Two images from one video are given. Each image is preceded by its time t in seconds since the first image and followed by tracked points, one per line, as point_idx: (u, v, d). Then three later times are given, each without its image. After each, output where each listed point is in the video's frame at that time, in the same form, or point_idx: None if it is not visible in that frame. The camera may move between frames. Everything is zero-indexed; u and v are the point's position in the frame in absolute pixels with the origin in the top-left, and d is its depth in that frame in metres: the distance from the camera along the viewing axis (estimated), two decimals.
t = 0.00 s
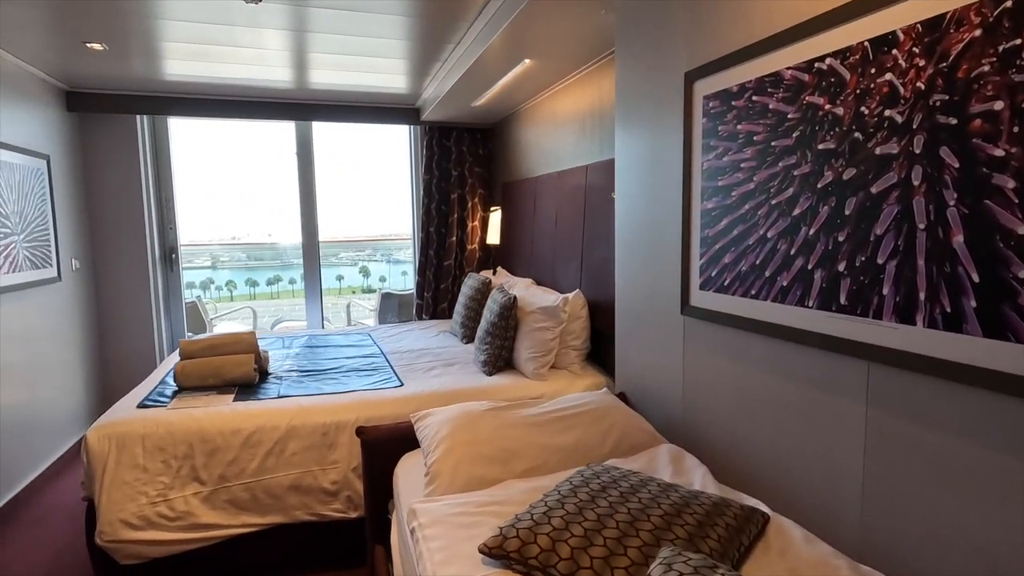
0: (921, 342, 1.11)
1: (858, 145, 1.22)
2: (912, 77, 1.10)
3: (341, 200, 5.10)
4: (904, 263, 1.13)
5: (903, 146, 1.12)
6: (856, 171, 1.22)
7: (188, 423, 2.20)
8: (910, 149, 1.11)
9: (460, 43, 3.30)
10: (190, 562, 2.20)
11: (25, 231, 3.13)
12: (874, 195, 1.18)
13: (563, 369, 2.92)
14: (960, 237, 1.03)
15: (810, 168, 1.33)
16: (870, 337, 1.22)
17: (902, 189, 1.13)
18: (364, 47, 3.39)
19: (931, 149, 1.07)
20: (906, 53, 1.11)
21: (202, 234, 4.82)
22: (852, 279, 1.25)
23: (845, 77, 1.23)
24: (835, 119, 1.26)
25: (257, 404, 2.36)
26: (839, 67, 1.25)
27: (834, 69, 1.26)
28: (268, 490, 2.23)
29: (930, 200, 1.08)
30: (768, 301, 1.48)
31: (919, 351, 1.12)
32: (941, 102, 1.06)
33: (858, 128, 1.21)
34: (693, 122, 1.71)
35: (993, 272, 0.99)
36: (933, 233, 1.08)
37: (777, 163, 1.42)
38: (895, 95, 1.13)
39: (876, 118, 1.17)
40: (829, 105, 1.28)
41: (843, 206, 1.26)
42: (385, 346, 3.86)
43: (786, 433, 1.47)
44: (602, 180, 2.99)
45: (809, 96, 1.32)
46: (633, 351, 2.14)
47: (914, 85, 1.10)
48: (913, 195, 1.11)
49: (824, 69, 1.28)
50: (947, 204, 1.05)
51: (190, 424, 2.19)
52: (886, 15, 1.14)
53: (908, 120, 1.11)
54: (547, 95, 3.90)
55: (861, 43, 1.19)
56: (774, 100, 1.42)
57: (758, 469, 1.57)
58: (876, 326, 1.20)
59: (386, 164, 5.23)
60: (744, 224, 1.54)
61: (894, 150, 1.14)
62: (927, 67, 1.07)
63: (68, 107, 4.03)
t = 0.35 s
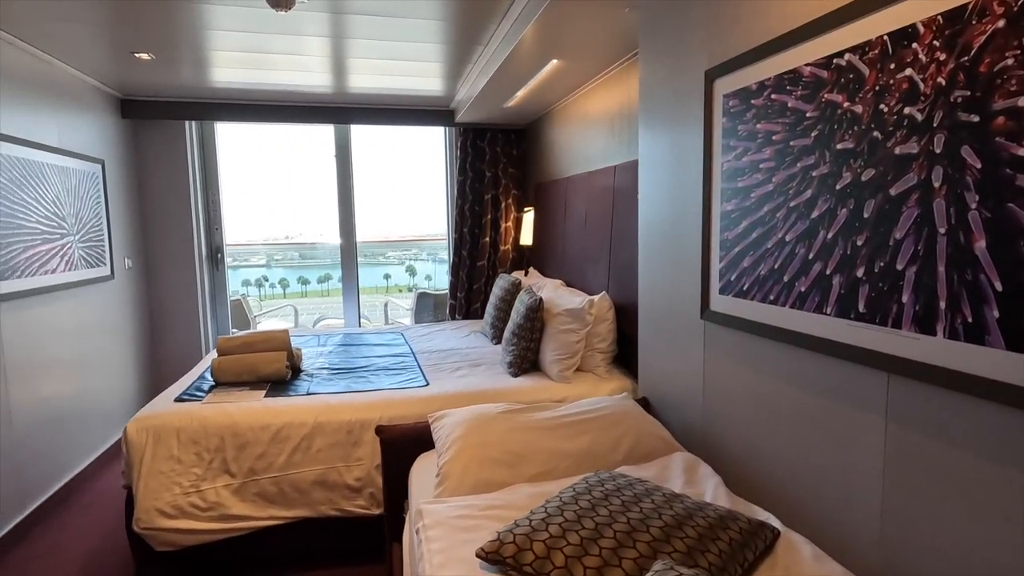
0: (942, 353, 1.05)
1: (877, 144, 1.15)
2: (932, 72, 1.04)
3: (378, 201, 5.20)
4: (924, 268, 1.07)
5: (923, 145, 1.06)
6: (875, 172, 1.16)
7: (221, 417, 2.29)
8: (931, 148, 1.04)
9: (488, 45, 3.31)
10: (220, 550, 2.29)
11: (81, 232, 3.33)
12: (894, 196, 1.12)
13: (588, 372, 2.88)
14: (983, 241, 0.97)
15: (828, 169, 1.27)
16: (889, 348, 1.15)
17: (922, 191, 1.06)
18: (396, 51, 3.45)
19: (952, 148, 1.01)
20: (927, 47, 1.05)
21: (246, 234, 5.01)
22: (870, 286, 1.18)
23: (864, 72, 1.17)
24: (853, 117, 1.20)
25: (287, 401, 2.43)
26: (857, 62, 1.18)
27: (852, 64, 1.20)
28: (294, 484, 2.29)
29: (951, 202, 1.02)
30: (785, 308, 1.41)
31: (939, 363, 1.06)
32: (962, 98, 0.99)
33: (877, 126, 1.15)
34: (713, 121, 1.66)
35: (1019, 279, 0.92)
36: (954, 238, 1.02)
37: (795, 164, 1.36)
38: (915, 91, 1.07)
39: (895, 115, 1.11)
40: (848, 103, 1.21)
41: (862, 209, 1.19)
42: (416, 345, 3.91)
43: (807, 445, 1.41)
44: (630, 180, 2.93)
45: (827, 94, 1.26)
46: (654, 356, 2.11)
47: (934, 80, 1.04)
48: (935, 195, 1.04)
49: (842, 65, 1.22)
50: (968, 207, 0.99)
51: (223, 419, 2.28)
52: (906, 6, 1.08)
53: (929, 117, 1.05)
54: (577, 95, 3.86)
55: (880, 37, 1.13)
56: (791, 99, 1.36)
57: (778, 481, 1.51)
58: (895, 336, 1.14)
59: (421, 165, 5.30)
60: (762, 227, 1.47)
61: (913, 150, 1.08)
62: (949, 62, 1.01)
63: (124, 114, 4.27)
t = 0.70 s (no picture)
0: (985, 357, 0.98)
1: (914, 133, 1.09)
2: (975, 53, 0.97)
3: (415, 202, 5.29)
4: (965, 265, 1.00)
5: (964, 133, 0.99)
6: (912, 162, 1.09)
7: (258, 410, 2.38)
8: (972, 136, 0.98)
9: (520, 45, 3.31)
10: (257, 537, 2.39)
11: (139, 232, 3.54)
12: (932, 188, 1.05)
13: (618, 372, 2.84)
14: None
15: (862, 160, 1.20)
16: (924, 351, 1.09)
17: (964, 182, 1.00)
18: (430, 53, 3.49)
19: (997, 136, 0.94)
20: (969, 26, 0.98)
21: (291, 234, 5.20)
22: (907, 286, 1.11)
23: (901, 56, 1.11)
24: (889, 104, 1.13)
25: (321, 395, 2.51)
26: (893, 46, 1.12)
27: (888, 47, 1.13)
28: (327, 476, 2.36)
29: (995, 194, 0.94)
30: (817, 307, 1.36)
31: (979, 369, 0.99)
32: (1008, 80, 0.92)
33: (915, 112, 1.08)
34: (743, 114, 1.60)
35: None
36: (998, 233, 0.94)
37: (827, 156, 1.30)
38: (957, 74, 1.00)
39: (935, 100, 1.04)
40: (883, 90, 1.15)
41: (898, 203, 1.13)
42: (450, 342, 3.96)
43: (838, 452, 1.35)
44: (662, 178, 2.87)
45: (861, 81, 1.20)
46: (683, 357, 2.06)
47: (978, 61, 0.97)
48: (978, 186, 0.97)
49: (877, 49, 1.15)
50: (1015, 199, 0.92)
51: (261, 411, 2.38)
52: None
53: (972, 102, 0.98)
54: (612, 92, 3.81)
55: (918, 18, 1.06)
56: (824, 87, 1.30)
57: (807, 489, 1.45)
58: (932, 339, 1.07)
59: (458, 165, 5.35)
60: (793, 223, 1.42)
61: (954, 138, 1.01)
62: (994, 40, 0.94)
63: (179, 121, 4.51)
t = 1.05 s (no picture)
0: None
1: (956, 119, 0.99)
2: None
3: (457, 201, 5.33)
4: (1013, 266, 0.90)
5: (1011, 118, 0.89)
6: (953, 152, 1.00)
7: (296, 403, 2.46)
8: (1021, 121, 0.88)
9: (557, 40, 3.26)
10: (294, 526, 2.47)
11: (195, 232, 3.73)
12: (978, 180, 0.95)
13: (653, 373, 2.76)
14: None
15: (899, 151, 1.11)
16: (966, 360, 0.99)
17: (1011, 173, 0.90)
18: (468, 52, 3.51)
19: None
20: None
21: (338, 232, 5.36)
22: (947, 288, 1.02)
23: (942, 36, 1.01)
24: (929, 89, 1.04)
25: (357, 390, 2.57)
26: (934, 24, 1.02)
27: (929, 26, 1.03)
28: (360, 469, 2.42)
29: None
30: (851, 309, 1.27)
31: None
32: None
33: (958, 97, 0.98)
34: (777, 103, 1.52)
35: None
36: None
37: (863, 147, 1.21)
38: (1004, 52, 0.90)
39: (980, 83, 0.94)
40: (922, 73, 1.05)
41: (937, 197, 1.03)
42: (487, 340, 3.98)
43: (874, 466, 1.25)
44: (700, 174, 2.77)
45: (899, 64, 1.10)
46: (716, 359, 1.98)
47: None
48: None
49: (917, 29, 1.06)
50: None
51: (299, 404, 2.46)
52: None
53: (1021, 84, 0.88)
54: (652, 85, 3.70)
55: None
56: (861, 72, 1.21)
57: (841, 503, 1.36)
58: (975, 347, 0.97)
59: (501, 163, 5.35)
60: (827, 220, 1.33)
61: (1000, 124, 0.91)
62: None
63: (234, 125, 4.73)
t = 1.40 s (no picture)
0: None
1: (996, 108, 0.87)
2: None
3: (504, 197, 5.32)
4: None
5: None
6: (992, 144, 0.88)
7: (334, 397, 2.52)
8: None
9: (599, 32, 3.17)
10: (332, 516, 2.53)
11: (250, 229, 3.90)
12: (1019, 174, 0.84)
13: (695, 377, 2.65)
14: None
15: (934, 143, 0.99)
16: (1007, 374, 0.87)
17: None
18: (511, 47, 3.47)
19: None
20: None
21: (389, 229, 5.46)
22: (983, 294, 0.91)
23: (981, 16, 0.89)
24: (967, 75, 0.92)
25: (394, 385, 2.60)
26: (972, 4, 0.91)
27: (967, 6, 0.92)
28: (395, 464, 2.44)
29: None
30: (886, 316, 1.15)
31: None
32: None
33: (998, 83, 0.87)
34: (816, 92, 1.40)
35: None
36: None
37: (898, 139, 1.09)
38: None
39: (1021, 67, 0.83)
40: (960, 58, 0.94)
41: (974, 193, 0.92)
42: (530, 338, 3.94)
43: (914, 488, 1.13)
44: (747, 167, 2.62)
45: (936, 49, 0.99)
46: (756, 364, 1.86)
47: None
48: None
49: (955, 9, 0.94)
50: None
51: (337, 398, 2.52)
52: None
53: None
54: (701, 75, 3.54)
55: None
56: (898, 59, 1.09)
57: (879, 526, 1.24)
58: (1014, 361, 0.86)
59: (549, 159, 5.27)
60: (863, 218, 1.21)
61: None
62: None
63: (289, 125, 4.91)
